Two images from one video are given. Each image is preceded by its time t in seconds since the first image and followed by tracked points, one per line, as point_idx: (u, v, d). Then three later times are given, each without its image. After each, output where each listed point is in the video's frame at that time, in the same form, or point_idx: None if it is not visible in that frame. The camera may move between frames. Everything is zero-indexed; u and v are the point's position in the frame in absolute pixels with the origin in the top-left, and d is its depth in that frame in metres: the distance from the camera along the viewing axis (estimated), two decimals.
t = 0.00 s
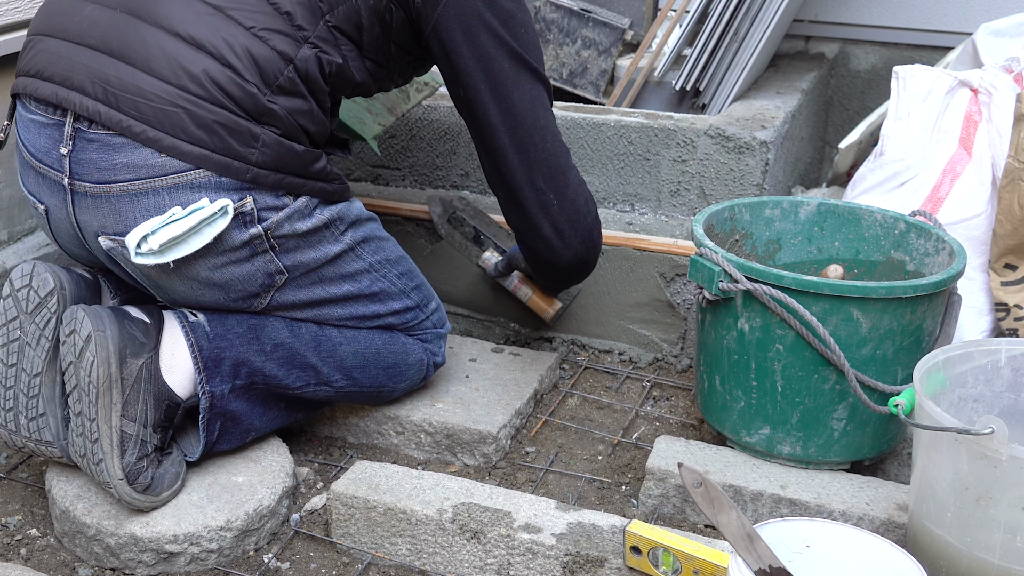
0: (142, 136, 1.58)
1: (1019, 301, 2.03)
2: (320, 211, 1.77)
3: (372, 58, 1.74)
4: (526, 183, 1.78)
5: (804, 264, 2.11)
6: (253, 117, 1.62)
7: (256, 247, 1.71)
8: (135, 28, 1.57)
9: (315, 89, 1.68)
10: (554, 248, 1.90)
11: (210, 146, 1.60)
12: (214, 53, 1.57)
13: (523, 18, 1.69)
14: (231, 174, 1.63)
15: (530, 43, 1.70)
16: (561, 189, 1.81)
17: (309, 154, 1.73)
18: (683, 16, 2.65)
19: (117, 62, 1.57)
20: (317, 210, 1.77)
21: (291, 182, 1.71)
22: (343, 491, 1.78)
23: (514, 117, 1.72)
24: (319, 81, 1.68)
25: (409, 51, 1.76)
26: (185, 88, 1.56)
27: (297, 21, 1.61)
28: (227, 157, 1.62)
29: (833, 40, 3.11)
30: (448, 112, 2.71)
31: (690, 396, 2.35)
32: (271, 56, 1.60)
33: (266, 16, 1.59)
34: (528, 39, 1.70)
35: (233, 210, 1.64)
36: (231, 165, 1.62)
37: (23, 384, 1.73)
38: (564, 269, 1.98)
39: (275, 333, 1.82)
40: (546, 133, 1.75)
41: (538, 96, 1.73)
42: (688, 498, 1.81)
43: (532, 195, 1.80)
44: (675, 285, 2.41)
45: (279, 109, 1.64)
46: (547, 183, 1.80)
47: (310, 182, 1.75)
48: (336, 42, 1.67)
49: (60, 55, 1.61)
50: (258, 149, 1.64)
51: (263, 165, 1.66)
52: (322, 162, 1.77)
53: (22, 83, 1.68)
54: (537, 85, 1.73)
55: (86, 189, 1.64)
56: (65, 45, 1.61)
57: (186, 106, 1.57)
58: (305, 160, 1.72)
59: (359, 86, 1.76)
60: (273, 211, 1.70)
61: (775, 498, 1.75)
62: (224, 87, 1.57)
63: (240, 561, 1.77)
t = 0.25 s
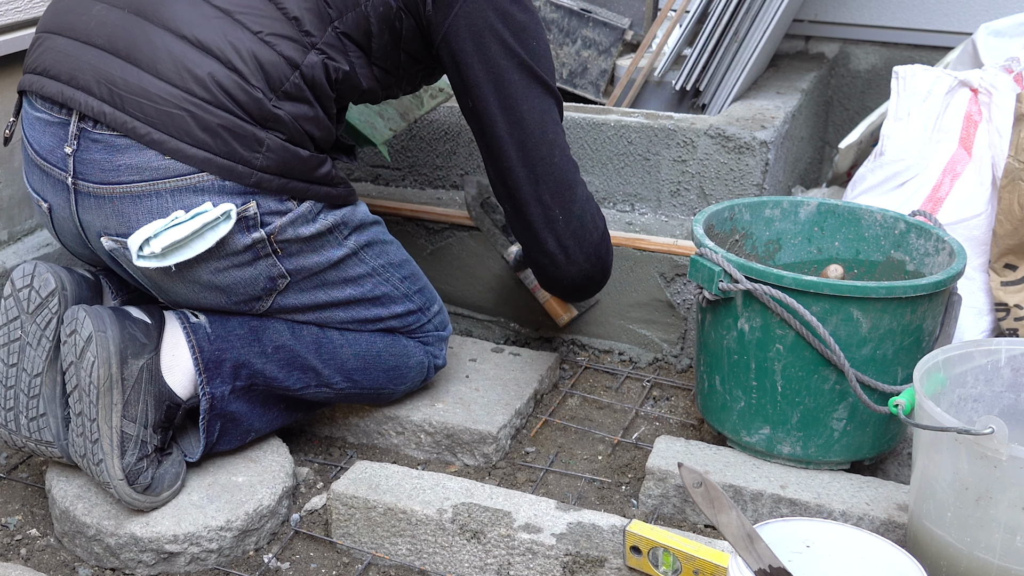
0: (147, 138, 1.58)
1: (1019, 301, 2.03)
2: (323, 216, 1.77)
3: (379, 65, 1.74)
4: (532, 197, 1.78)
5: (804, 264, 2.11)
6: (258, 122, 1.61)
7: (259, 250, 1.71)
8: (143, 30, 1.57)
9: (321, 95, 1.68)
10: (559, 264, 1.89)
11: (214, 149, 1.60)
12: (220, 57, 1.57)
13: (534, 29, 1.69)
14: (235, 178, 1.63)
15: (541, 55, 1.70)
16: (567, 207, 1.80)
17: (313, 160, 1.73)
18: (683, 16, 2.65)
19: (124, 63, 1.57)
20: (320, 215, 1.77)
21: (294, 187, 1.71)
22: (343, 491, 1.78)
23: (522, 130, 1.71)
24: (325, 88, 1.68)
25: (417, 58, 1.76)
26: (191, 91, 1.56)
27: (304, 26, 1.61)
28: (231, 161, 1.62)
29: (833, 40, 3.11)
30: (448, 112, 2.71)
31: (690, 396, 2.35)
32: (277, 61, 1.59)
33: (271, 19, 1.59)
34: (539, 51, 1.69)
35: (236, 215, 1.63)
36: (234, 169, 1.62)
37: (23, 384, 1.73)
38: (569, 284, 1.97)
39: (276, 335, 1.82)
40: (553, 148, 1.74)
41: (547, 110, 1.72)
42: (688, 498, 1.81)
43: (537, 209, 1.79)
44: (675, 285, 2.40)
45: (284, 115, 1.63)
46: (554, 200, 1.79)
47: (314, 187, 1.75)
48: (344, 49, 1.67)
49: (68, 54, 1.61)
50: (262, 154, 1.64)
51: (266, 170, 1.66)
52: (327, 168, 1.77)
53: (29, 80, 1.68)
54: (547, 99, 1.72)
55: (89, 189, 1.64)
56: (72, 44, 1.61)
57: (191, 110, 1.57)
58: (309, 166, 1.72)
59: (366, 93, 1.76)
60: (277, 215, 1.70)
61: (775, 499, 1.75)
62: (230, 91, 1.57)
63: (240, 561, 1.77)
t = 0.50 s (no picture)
0: (152, 138, 1.58)
1: (1019, 301, 2.03)
2: (328, 220, 1.77)
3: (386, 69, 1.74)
4: (527, 212, 1.78)
5: (804, 264, 2.11)
6: (263, 124, 1.61)
7: (262, 252, 1.71)
8: (150, 30, 1.57)
9: (327, 99, 1.68)
10: (551, 280, 1.88)
11: (219, 151, 1.60)
12: (227, 58, 1.56)
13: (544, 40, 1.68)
14: (239, 180, 1.63)
15: (550, 68, 1.69)
16: (563, 221, 1.79)
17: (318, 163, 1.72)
18: (683, 16, 2.65)
19: (130, 63, 1.57)
20: (325, 218, 1.77)
21: (299, 190, 1.71)
22: (343, 491, 1.78)
23: (523, 144, 1.71)
24: (331, 91, 1.68)
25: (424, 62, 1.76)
26: (197, 92, 1.56)
27: (311, 29, 1.61)
28: (236, 163, 1.62)
29: (833, 40, 3.11)
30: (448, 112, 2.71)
31: (690, 396, 2.35)
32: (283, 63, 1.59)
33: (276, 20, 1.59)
34: (548, 64, 1.69)
35: (240, 217, 1.63)
36: (239, 171, 1.62)
37: (24, 383, 1.73)
38: (564, 301, 1.95)
39: (277, 337, 1.82)
40: (552, 163, 1.74)
41: (549, 124, 1.72)
42: (688, 498, 1.81)
43: (532, 223, 1.79)
44: (675, 285, 2.40)
45: (289, 118, 1.63)
46: (549, 216, 1.78)
47: (319, 190, 1.75)
48: (351, 52, 1.67)
49: (75, 52, 1.61)
50: (267, 157, 1.64)
51: (271, 173, 1.65)
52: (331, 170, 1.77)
53: (36, 76, 1.68)
54: (552, 115, 1.72)
55: (95, 187, 1.64)
56: (79, 41, 1.61)
57: (198, 111, 1.57)
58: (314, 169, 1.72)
59: (372, 96, 1.76)
60: (281, 218, 1.70)
61: (775, 499, 1.75)
62: (236, 93, 1.57)
63: (240, 561, 1.77)
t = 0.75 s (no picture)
0: (154, 138, 1.58)
1: (1019, 301, 2.03)
2: (330, 220, 1.77)
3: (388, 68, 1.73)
4: (512, 212, 1.72)
5: (804, 264, 2.11)
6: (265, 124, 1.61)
7: (264, 253, 1.71)
8: (152, 30, 1.57)
9: (328, 98, 1.68)
10: (535, 282, 1.81)
11: (221, 151, 1.60)
12: (229, 58, 1.57)
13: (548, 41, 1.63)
14: (241, 181, 1.63)
15: (550, 70, 1.63)
16: (548, 223, 1.71)
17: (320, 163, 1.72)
18: (683, 16, 2.65)
19: (132, 63, 1.57)
20: (327, 218, 1.77)
21: (300, 190, 1.71)
22: (343, 491, 1.78)
23: (513, 145, 1.66)
24: (332, 91, 1.67)
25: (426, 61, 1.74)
26: (199, 93, 1.56)
27: (312, 28, 1.61)
28: (238, 163, 1.62)
29: (834, 40, 3.11)
30: (448, 112, 2.71)
31: (690, 396, 2.35)
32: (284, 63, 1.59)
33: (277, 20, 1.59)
34: (548, 66, 1.63)
35: (241, 217, 1.64)
36: (241, 171, 1.62)
37: (24, 383, 1.73)
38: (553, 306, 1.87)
39: (278, 337, 1.82)
40: (541, 165, 1.67)
41: (543, 126, 1.65)
42: (688, 498, 1.81)
43: (517, 224, 1.73)
44: (675, 285, 2.43)
45: (291, 118, 1.63)
46: (534, 216, 1.71)
47: (321, 190, 1.75)
48: (352, 51, 1.66)
49: (76, 53, 1.61)
50: (269, 157, 1.64)
51: (273, 173, 1.65)
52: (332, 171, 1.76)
53: (37, 77, 1.67)
54: (546, 117, 1.65)
55: (96, 187, 1.65)
56: (81, 42, 1.61)
57: (199, 111, 1.57)
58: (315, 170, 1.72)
59: (373, 95, 1.75)
60: (283, 218, 1.70)
61: (775, 499, 1.75)
62: (238, 93, 1.57)
63: (240, 561, 1.77)
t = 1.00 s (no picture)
0: (152, 140, 1.58)
1: (1019, 301, 2.03)
2: (329, 219, 1.77)
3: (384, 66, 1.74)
4: (510, 204, 1.73)
5: (804, 264, 2.11)
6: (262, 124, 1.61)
7: (264, 253, 1.71)
8: (147, 34, 1.57)
9: (325, 96, 1.68)
10: (531, 274, 1.81)
11: (220, 152, 1.60)
12: (225, 59, 1.56)
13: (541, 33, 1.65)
14: (240, 181, 1.63)
15: (544, 62, 1.65)
16: (545, 214, 1.73)
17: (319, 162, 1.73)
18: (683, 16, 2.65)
19: (127, 66, 1.57)
20: (326, 218, 1.77)
21: (300, 189, 1.71)
22: (343, 491, 1.78)
23: (511, 137, 1.67)
24: (329, 89, 1.68)
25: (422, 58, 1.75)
26: (195, 94, 1.56)
27: (308, 27, 1.61)
28: (237, 164, 1.62)
29: (834, 40, 3.11)
30: (448, 112, 2.71)
31: (690, 396, 2.35)
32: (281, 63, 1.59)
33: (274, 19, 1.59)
34: (542, 57, 1.65)
35: (241, 217, 1.64)
36: (240, 171, 1.62)
37: (23, 384, 1.73)
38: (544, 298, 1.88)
39: (278, 337, 1.82)
40: (539, 157, 1.69)
41: (539, 118, 1.67)
42: (688, 498, 1.81)
43: (515, 217, 1.74)
44: (675, 284, 2.41)
45: (288, 117, 1.63)
46: (532, 208, 1.73)
47: (321, 189, 1.75)
48: (349, 49, 1.67)
49: (71, 58, 1.61)
50: (267, 157, 1.64)
51: (272, 173, 1.66)
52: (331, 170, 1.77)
53: (33, 82, 1.68)
54: (543, 109, 1.67)
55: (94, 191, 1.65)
56: (76, 46, 1.61)
57: (196, 113, 1.57)
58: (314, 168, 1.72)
59: (370, 92, 1.76)
60: (282, 218, 1.70)
61: (775, 499, 1.75)
62: (234, 94, 1.57)
63: (240, 561, 1.77)
